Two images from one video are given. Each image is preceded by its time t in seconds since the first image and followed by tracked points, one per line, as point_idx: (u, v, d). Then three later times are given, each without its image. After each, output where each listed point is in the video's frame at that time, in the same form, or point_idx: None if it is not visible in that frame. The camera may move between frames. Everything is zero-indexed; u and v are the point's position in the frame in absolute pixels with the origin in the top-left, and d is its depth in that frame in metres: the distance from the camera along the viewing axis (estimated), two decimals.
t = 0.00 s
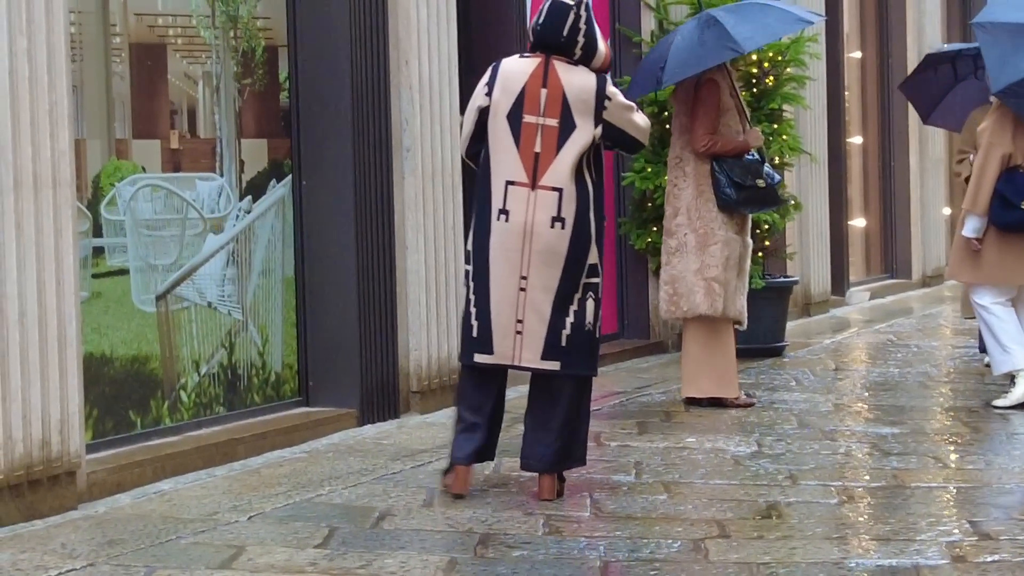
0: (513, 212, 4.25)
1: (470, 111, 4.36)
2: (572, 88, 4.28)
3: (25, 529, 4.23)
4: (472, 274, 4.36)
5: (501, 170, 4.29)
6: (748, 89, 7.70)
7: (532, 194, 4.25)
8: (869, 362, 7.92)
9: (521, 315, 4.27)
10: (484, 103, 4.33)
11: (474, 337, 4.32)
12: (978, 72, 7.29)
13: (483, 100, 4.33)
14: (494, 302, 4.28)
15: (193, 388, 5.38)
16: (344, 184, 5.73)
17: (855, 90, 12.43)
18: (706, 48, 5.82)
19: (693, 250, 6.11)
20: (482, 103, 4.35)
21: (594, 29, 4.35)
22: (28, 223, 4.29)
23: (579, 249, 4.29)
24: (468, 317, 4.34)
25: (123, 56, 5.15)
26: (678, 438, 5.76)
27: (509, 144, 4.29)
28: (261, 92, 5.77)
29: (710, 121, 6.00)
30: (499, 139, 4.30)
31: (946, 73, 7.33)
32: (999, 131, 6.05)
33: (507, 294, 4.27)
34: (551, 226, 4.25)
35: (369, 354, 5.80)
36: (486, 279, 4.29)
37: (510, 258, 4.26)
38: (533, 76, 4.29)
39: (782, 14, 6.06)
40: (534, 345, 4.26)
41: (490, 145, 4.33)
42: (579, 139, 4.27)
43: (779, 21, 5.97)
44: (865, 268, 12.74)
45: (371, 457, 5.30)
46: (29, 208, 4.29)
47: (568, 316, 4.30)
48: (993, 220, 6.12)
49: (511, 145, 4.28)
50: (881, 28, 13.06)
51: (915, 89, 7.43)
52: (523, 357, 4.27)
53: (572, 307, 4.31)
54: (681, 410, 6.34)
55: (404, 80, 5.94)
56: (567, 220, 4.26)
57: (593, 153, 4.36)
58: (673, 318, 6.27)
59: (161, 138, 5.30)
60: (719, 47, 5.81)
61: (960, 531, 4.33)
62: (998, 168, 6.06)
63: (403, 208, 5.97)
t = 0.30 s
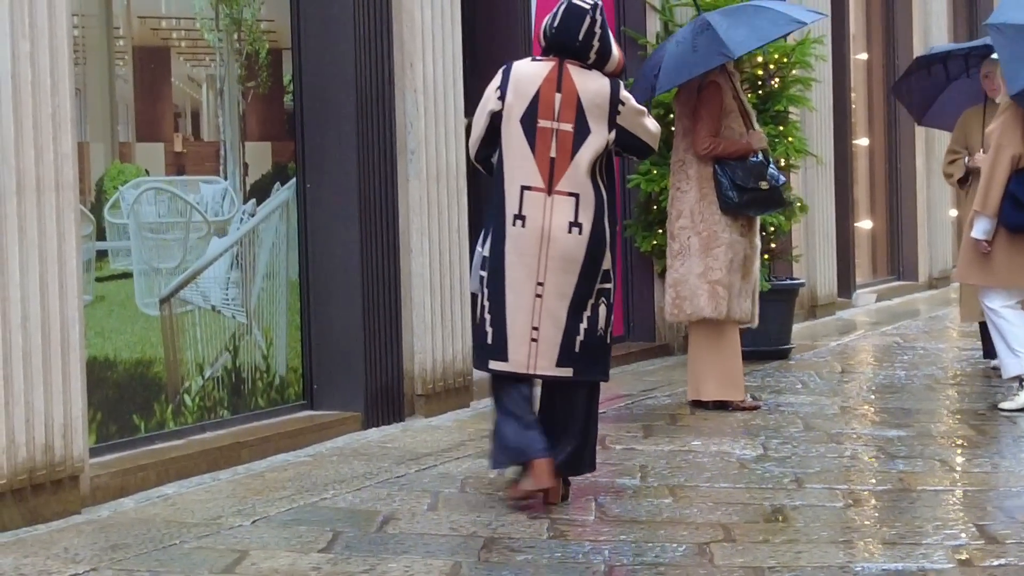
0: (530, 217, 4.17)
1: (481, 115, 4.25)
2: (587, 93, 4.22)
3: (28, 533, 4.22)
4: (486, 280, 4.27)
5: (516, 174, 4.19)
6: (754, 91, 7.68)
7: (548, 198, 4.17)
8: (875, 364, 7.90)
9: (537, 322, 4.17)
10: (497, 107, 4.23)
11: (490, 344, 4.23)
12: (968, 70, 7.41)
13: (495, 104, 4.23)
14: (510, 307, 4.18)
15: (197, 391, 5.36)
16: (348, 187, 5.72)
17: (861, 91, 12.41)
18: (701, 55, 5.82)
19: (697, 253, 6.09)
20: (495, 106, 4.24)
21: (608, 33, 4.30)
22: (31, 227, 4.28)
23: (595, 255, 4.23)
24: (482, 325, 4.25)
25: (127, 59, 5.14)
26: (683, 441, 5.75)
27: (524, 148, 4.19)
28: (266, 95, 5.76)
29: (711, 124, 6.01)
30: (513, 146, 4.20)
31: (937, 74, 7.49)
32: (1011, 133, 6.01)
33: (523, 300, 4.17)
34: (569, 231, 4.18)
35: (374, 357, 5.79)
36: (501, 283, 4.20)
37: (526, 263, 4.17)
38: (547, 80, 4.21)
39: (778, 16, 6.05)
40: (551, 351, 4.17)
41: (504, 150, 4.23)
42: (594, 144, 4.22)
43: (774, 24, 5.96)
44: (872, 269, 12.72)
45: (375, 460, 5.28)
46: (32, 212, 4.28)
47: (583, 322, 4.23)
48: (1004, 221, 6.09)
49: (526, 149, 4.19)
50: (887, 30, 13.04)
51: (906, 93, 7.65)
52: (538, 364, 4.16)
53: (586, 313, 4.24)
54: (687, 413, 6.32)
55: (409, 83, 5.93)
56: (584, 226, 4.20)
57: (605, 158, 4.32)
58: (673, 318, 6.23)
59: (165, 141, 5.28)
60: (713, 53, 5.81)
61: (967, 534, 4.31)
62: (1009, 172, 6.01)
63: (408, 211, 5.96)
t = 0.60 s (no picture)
0: (542, 223, 4.12)
1: (490, 120, 4.19)
2: (596, 97, 4.16)
3: (29, 537, 4.21)
4: (498, 287, 4.21)
5: (526, 180, 4.14)
6: (757, 92, 7.66)
7: (560, 204, 4.12)
8: (879, 366, 7.89)
9: (550, 328, 4.13)
10: (506, 112, 4.16)
11: (506, 353, 4.18)
12: (960, 76, 7.40)
13: (503, 109, 4.16)
14: (523, 314, 4.14)
15: (198, 394, 5.35)
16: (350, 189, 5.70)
17: (864, 93, 12.40)
18: (693, 58, 5.83)
19: (699, 255, 6.08)
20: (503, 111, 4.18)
21: (617, 36, 4.24)
22: (32, 229, 4.27)
23: (606, 260, 4.19)
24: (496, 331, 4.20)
25: (128, 61, 5.13)
26: (686, 444, 5.73)
27: (534, 153, 4.14)
28: (268, 96, 5.75)
29: (712, 126, 5.98)
30: (524, 152, 4.15)
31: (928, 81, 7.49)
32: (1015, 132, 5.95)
33: (536, 306, 4.13)
34: (581, 237, 4.14)
35: (376, 360, 5.78)
36: (514, 288, 4.15)
37: (538, 269, 4.12)
38: (556, 85, 4.14)
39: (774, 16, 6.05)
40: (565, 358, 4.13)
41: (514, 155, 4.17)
42: (603, 148, 4.17)
43: (768, 25, 5.96)
44: (875, 270, 12.70)
45: (377, 463, 5.27)
46: (33, 214, 4.27)
47: (594, 327, 4.20)
48: (1012, 220, 6.07)
49: (536, 155, 4.14)
50: (891, 31, 13.02)
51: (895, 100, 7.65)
52: (553, 370, 4.13)
53: (596, 320, 4.21)
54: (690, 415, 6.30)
55: (411, 84, 5.92)
56: (596, 231, 4.16)
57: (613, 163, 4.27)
58: (686, 318, 6.19)
59: (166, 144, 5.27)
60: (705, 56, 5.81)
61: (971, 537, 4.29)
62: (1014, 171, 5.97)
63: (409, 213, 5.94)
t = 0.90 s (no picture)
0: (562, 229, 4.01)
1: (500, 128, 4.09)
2: (607, 100, 4.07)
3: (27, 540, 4.19)
4: (523, 297, 4.11)
5: (542, 187, 4.03)
6: (759, 94, 7.63)
7: (577, 210, 4.02)
8: (881, 368, 7.86)
9: (574, 337, 4.04)
10: (516, 120, 4.06)
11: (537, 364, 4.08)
12: (954, 75, 7.23)
13: (514, 117, 4.06)
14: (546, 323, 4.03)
15: (198, 397, 5.33)
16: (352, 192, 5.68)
17: (866, 94, 12.37)
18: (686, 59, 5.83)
19: (697, 256, 6.06)
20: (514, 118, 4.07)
21: (624, 38, 4.14)
22: (30, 231, 4.25)
23: (624, 264, 4.10)
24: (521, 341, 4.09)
25: (127, 63, 5.11)
26: (688, 446, 5.71)
27: (548, 159, 4.04)
28: (268, 99, 5.73)
29: (710, 126, 5.96)
30: (538, 161, 4.04)
31: (921, 76, 7.32)
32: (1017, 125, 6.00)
33: (560, 316, 4.03)
34: (601, 242, 4.04)
35: (377, 362, 5.76)
36: (537, 298, 4.04)
37: (560, 277, 4.01)
38: (567, 90, 4.04)
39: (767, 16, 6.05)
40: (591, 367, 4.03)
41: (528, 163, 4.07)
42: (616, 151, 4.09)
43: (760, 24, 5.96)
44: (878, 272, 12.68)
45: (378, 466, 5.25)
46: (31, 216, 4.25)
47: (607, 331, 4.13)
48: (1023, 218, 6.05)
49: (550, 161, 4.03)
50: (894, 33, 13.00)
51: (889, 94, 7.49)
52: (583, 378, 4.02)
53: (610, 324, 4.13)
54: (692, 417, 6.28)
55: (411, 86, 5.90)
56: (614, 234, 4.06)
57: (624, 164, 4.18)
58: (691, 320, 6.17)
59: (166, 145, 5.25)
60: (697, 55, 5.81)
61: (974, 540, 4.27)
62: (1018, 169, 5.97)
63: (410, 214, 5.92)
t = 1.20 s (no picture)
0: (578, 231, 3.92)
1: (511, 135, 3.95)
2: (618, 95, 3.98)
3: (24, 544, 4.17)
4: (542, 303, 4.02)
5: (555, 190, 3.95)
6: (760, 95, 7.61)
7: (593, 210, 3.93)
8: (882, 370, 7.84)
9: (592, 339, 3.96)
10: (529, 125, 3.93)
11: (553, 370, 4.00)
12: (946, 69, 7.18)
13: (525, 122, 3.93)
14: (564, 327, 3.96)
15: (196, 400, 5.31)
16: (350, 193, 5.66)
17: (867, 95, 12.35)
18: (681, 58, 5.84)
19: (693, 258, 6.02)
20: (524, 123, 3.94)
21: (628, 34, 4.04)
22: (27, 233, 4.22)
23: (640, 262, 4.03)
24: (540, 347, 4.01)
25: (125, 64, 5.09)
26: (688, 449, 5.69)
27: (562, 161, 3.95)
28: (266, 100, 5.72)
29: (708, 126, 5.94)
30: (550, 164, 3.95)
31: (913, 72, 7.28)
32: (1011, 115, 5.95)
33: (578, 319, 3.95)
34: (615, 242, 3.96)
35: (376, 364, 5.74)
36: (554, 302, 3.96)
37: (577, 280, 3.93)
38: (575, 90, 3.94)
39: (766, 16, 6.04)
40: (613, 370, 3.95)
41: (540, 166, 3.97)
42: (630, 148, 4.00)
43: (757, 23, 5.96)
44: (879, 273, 12.66)
45: (377, 469, 5.23)
46: (28, 217, 4.23)
47: (624, 332, 4.04)
48: None
49: (563, 164, 3.94)
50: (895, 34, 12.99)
51: (878, 91, 7.42)
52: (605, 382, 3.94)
53: (627, 326, 4.05)
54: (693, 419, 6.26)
55: (411, 87, 5.88)
56: (628, 234, 3.99)
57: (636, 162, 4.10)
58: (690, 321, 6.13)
59: (165, 147, 5.23)
60: (692, 53, 5.82)
61: (976, 543, 4.25)
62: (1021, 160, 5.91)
63: (409, 216, 5.90)
